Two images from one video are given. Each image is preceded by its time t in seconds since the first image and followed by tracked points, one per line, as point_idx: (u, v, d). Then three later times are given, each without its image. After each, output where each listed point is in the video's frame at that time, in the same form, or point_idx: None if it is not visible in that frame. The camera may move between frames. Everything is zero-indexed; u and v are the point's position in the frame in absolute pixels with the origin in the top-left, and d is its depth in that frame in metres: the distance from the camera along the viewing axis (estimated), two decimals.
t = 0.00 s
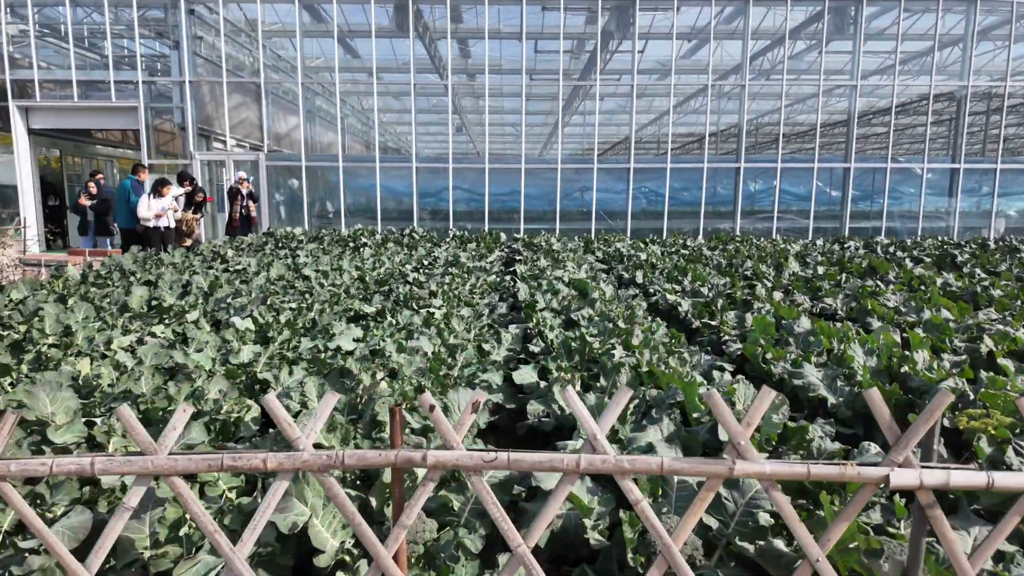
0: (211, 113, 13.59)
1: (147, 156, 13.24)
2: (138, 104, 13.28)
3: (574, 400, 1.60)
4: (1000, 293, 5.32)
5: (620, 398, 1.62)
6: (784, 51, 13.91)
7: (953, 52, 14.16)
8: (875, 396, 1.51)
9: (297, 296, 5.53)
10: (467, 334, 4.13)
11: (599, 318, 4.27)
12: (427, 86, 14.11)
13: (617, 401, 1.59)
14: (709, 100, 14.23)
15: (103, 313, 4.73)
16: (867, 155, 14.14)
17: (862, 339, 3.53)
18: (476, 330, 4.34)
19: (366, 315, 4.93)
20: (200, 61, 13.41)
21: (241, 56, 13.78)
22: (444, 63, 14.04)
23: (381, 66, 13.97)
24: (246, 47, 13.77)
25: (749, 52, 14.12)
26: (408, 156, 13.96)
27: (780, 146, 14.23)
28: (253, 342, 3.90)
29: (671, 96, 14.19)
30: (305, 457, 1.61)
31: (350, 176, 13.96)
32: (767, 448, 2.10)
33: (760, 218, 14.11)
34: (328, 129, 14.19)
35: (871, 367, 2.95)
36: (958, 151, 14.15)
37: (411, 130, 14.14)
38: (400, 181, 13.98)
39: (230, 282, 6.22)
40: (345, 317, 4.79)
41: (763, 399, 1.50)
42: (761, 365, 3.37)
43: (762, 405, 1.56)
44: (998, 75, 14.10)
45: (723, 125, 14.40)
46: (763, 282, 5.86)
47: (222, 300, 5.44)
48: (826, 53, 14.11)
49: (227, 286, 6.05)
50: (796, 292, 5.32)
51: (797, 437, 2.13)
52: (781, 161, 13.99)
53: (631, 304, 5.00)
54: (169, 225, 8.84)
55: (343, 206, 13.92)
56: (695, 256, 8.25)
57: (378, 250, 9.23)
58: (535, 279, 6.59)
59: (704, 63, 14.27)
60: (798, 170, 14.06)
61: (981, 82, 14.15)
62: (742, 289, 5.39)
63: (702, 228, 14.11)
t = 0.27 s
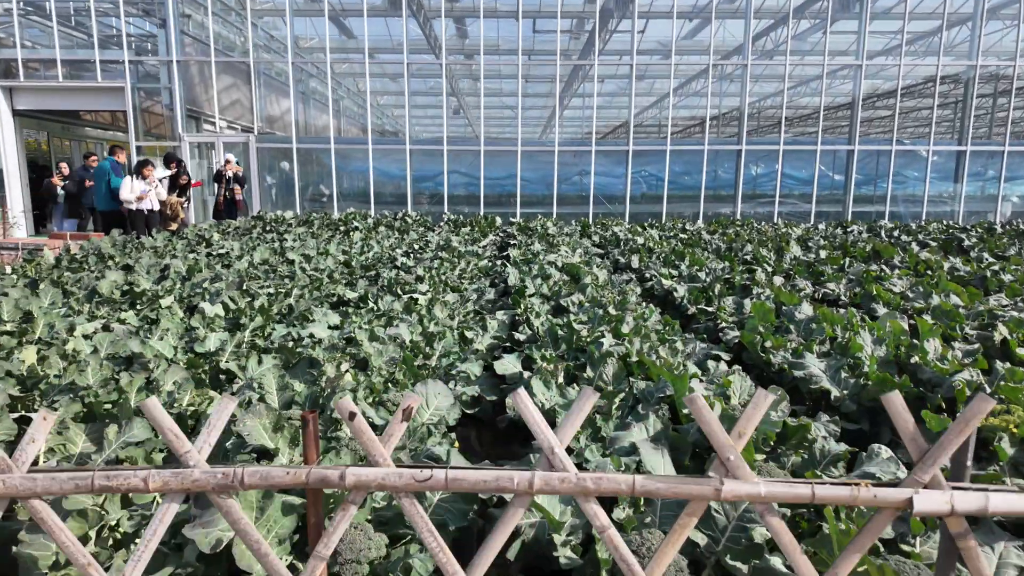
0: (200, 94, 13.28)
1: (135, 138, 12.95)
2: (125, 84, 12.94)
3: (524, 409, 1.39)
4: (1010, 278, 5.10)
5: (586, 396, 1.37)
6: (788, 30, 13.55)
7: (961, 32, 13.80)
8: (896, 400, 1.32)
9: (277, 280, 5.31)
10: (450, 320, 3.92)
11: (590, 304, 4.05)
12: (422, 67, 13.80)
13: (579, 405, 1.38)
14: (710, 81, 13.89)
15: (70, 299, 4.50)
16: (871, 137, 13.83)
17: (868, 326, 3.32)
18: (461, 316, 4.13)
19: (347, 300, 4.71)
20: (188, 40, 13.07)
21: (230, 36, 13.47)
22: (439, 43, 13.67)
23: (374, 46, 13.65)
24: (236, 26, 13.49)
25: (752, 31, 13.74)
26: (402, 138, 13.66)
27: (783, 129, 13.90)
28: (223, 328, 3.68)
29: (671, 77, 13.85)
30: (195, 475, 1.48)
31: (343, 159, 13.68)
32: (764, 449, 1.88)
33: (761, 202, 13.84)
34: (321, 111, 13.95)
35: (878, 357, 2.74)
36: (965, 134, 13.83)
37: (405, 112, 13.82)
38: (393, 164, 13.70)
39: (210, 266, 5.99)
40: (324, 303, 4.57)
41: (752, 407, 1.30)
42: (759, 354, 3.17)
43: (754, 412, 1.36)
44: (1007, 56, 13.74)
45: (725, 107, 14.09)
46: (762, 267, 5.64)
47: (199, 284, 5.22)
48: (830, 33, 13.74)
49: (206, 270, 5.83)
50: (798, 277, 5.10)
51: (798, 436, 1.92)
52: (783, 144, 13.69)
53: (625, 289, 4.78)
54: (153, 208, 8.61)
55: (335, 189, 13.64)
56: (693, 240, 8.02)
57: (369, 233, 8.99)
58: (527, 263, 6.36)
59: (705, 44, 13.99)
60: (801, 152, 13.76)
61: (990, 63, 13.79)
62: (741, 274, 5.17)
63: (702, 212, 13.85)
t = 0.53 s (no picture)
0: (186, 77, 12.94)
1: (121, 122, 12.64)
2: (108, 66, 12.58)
3: (446, 473, 1.21)
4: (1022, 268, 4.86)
5: (527, 451, 1.18)
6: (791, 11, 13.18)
7: (969, 13, 13.45)
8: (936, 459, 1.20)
9: (254, 270, 5.06)
10: (429, 316, 3.69)
11: (578, 298, 3.81)
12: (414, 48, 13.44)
13: (513, 465, 1.19)
14: (710, 64, 13.54)
15: (29, 292, 4.26)
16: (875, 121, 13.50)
17: (874, 322, 3.08)
18: (442, 310, 3.89)
19: (324, 294, 4.47)
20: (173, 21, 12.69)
21: (218, 17, 13.20)
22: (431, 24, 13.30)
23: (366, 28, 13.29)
24: (222, 8, 13.21)
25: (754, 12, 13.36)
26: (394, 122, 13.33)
27: (785, 113, 13.56)
28: (184, 325, 3.44)
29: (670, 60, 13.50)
30: (11, 556, 1.32)
31: (334, 144, 13.36)
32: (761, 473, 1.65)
33: (761, 188, 13.55)
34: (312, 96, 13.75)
35: (887, 359, 2.51)
36: (971, 118, 13.51)
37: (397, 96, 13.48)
38: (386, 148, 13.39)
39: (186, 255, 5.74)
40: (298, 295, 4.32)
41: (745, 464, 1.11)
42: (757, 353, 2.94)
43: (747, 473, 1.19)
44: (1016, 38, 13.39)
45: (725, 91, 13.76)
46: (762, 256, 5.39)
47: (170, 275, 4.97)
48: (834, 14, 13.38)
49: (181, 260, 5.58)
50: (799, 267, 4.85)
51: (800, 456, 1.69)
52: (785, 128, 13.37)
53: (617, 281, 4.54)
54: (130, 194, 8.46)
55: (326, 175, 13.34)
56: (691, 227, 7.76)
57: (358, 220, 8.73)
58: (517, 252, 6.10)
59: (704, 26, 13.68)
60: (803, 137, 13.43)
61: (998, 45, 13.44)
62: (739, 264, 4.93)
63: (701, 197, 13.56)
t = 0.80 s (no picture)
0: (169, 51, 12.56)
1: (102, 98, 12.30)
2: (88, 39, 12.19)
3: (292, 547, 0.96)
4: None
5: (402, 514, 0.96)
6: None
7: None
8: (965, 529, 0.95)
9: (226, 250, 4.84)
10: (402, 298, 3.48)
11: (562, 280, 3.61)
12: (404, 20, 13.02)
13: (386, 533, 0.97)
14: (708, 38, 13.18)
15: None
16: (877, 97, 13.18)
17: (874, 307, 2.89)
18: (418, 293, 3.68)
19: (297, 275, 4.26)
20: None
21: None
22: None
23: None
24: None
25: None
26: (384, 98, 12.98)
27: (785, 88, 13.22)
28: (138, 307, 3.23)
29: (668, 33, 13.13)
30: None
31: (322, 120, 13.01)
32: (745, 482, 1.46)
33: (760, 165, 13.27)
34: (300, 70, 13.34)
35: (887, 348, 2.32)
36: (975, 93, 13.20)
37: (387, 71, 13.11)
38: (376, 125, 13.06)
39: (157, 234, 5.52)
40: (268, 275, 4.12)
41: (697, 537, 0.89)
42: (748, 340, 2.75)
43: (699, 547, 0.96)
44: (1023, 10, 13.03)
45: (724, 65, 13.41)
46: (758, 236, 5.18)
47: (137, 255, 4.76)
48: None
49: (152, 239, 5.36)
50: (796, 247, 4.65)
51: (788, 462, 1.51)
52: (784, 104, 13.05)
53: (605, 262, 4.33)
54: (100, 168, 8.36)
55: (315, 152, 13.01)
56: (686, 206, 7.53)
57: (344, 198, 8.48)
58: (504, 231, 5.88)
59: None
60: (803, 113, 13.13)
61: (1005, 17, 13.07)
62: (733, 244, 4.72)
63: (698, 175, 13.29)
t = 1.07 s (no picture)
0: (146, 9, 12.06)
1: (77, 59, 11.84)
2: None
3: None
4: None
5: None
6: None
7: None
8: None
9: (195, 218, 4.63)
10: (371, 270, 3.31)
11: (540, 252, 3.43)
12: None
13: None
14: None
15: None
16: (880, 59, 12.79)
17: (865, 281, 2.73)
18: (389, 265, 3.50)
19: (266, 245, 4.07)
20: None
21: None
22: None
23: None
24: None
25: None
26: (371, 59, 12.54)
27: (785, 49, 12.80)
28: (89, 279, 3.05)
29: None
30: None
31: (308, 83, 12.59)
32: (713, 482, 1.32)
33: (758, 130, 12.94)
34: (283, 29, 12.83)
35: (877, 327, 2.17)
36: (981, 55, 12.81)
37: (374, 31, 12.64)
38: (363, 88, 12.65)
39: (126, 202, 5.29)
40: (235, 244, 3.92)
41: None
42: (731, 316, 2.59)
43: None
44: None
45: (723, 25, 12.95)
46: (750, 204, 4.98)
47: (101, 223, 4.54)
48: None
49: (120, 206, 5.13)
50: (789, 216, 4.46)
51: (762, 459, 1.37)
52: (784, 66, 12.64)
53: (588, 232, 4.14)
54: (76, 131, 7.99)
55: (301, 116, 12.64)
56: (678, 172, 7.30)
57: (327, 164, 8.22)
58: (488, 199, 5.67)
59: None
60: (803, 76, 12.74)
61: None
62: (723, 212, 4.53)
63: (694, 140, 12.97)
